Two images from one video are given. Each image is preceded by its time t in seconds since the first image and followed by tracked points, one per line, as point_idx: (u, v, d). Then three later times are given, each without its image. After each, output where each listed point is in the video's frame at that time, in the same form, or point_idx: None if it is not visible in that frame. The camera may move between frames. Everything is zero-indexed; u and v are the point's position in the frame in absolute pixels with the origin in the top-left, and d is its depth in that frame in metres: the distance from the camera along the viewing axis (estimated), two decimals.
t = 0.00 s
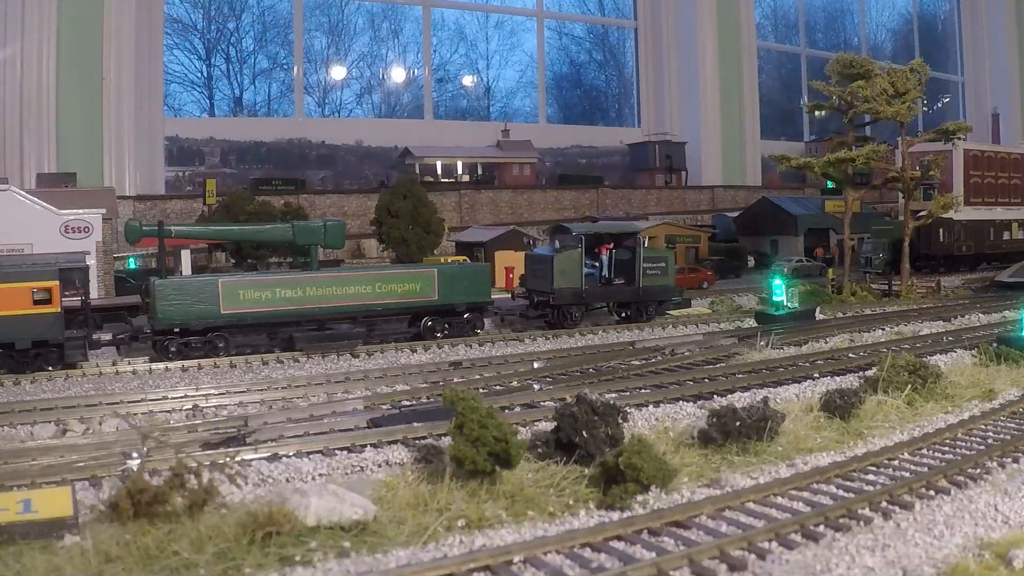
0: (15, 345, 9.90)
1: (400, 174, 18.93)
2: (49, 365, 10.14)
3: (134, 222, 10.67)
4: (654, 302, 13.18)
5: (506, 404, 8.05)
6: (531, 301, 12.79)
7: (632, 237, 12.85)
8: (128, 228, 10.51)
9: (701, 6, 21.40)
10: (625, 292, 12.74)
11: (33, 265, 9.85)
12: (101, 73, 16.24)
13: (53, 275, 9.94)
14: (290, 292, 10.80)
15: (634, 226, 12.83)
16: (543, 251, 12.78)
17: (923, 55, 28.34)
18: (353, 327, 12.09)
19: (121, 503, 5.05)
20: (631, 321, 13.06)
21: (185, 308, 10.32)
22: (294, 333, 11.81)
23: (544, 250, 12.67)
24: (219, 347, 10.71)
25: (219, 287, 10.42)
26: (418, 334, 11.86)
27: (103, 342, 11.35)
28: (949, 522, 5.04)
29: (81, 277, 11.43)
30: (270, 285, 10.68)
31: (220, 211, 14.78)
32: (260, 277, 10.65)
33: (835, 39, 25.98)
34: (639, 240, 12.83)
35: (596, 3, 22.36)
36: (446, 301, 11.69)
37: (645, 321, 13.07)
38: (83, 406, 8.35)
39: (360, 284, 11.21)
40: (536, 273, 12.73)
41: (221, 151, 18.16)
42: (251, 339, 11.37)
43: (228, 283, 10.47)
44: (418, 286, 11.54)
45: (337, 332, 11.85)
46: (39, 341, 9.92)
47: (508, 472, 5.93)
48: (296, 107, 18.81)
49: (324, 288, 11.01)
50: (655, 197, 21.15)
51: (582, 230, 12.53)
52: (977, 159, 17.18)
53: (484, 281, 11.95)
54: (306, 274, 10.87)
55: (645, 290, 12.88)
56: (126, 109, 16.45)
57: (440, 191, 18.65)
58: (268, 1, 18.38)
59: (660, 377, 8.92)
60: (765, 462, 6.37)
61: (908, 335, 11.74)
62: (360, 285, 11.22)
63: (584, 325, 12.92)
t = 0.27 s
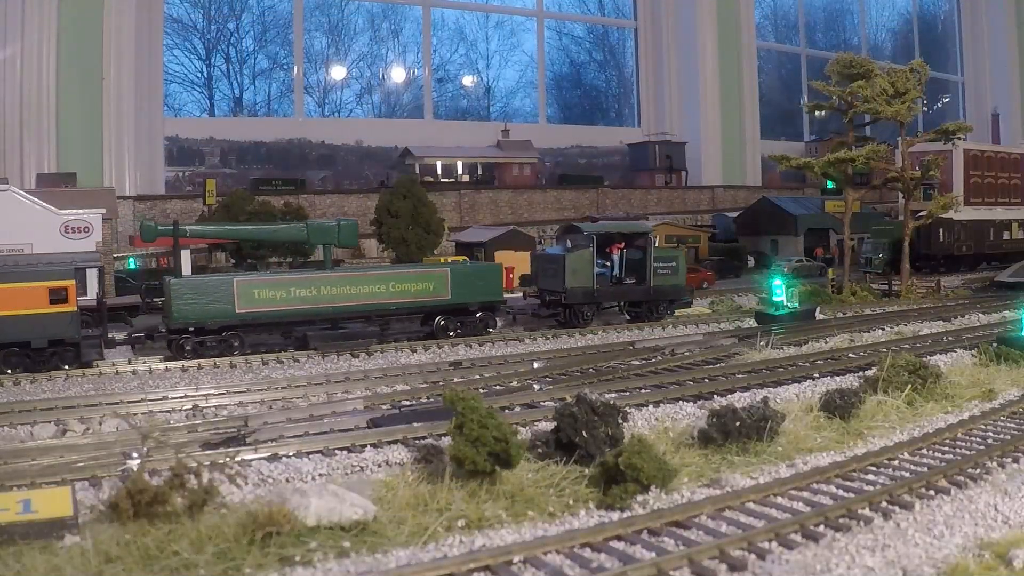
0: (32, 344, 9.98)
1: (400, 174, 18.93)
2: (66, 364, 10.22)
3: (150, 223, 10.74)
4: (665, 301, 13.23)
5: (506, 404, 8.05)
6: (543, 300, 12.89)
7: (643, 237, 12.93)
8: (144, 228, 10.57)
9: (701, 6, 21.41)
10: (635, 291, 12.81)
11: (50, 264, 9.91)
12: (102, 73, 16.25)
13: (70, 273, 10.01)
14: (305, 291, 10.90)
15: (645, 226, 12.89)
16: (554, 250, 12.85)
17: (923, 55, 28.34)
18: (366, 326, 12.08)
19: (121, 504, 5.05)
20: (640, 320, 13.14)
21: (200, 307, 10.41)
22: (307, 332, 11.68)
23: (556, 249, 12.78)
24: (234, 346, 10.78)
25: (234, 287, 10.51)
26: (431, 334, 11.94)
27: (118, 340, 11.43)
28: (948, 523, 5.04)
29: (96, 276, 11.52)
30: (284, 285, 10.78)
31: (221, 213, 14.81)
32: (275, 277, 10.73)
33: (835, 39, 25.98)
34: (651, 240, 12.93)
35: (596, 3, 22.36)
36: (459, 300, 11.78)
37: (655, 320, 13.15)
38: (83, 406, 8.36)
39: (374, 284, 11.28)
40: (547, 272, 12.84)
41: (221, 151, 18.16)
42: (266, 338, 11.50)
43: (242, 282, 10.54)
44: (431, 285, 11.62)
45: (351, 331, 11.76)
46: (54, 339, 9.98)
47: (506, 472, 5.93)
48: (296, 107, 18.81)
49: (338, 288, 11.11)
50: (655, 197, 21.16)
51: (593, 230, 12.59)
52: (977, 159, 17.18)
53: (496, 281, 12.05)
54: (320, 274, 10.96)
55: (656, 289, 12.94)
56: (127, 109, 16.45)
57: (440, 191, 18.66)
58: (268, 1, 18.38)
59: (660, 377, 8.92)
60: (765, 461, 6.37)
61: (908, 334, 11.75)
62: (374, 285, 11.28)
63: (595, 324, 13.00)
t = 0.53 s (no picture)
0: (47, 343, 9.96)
1: (400, 174, 18.93)
2: (81, 362, 10.18)
3: (164, 223, 10.80)
4: (675, 300, 13.32)
5: (506, 404, 8.05)
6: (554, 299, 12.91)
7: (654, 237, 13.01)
8: (158, 228, 10.63)
9: (701, 6, 21.41)
10: (646, 291, 12.87)
11: (65, 263, 9.88)
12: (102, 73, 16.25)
13: (85, 272, 9.95)
14: (319, 290, 10.97)
15: (656, 226, 12.97)
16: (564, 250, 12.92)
17: (923, 55, 28.34)
18: (380, 325, 11.85)
19: (122, 504, 5.05)
20: (649, 319, 13.25)
21: (215, 306, 10.45)
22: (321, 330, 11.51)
23: (567, 248, 12.77)
24: (248, 345, 10.79)
25: (249, 286, 10.57)
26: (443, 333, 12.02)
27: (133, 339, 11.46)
28: (948, 522, 5.04)
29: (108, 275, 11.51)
30: (299, 284, 10.87)
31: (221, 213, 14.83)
32: (290, 275, 10.83)
33: (835, 39, 25.98)
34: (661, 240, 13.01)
35: (596, 3, 22.36)
36: (471, 299, 11.88)
37: (664, 319, 13.24)
38: (83, 406, 8.35)
39: (387, 283, 11.35)
40: (558, 272, 12.87)
41: (221, 151, 18.17)
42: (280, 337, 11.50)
43: (257, 281, 10.61)
44: (444, 284, 11.72)
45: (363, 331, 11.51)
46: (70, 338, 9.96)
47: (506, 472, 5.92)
48: (296, 107, 18.82)
49: (352, 287, 11.18)
50: (655, 197, 21.16)
51: (604, 229, 12.69)
52: (977, 159, 17.19)
53: (506, 280, 12.14)
54: (334, 274, 11.05)
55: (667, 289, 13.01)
56: (127, 109, 16.46)
57: (440, 191, 18.67)
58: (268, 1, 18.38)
59: (660, 377, 8.92)
60: (765, 462, 6.37)
61: (908, 334, 11.75)
62: (387, 284, 11.36)
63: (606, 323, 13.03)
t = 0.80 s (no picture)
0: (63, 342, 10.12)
1: (400, 174, 18.93)
2: (97, 361, 10.31)
3: (178, 222, 10.96)
4: (685, 300, 13.38)
5: (506, 404, 8.05)
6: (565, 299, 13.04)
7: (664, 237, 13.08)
8: (172, 227, 10.82)
9: (701, 6, 21.41)
10: (656, 290, 12.91)
11: (81, 263, 10.13)
12: (101, 73, 16.25)
13: (101, 272, 10.21)
14: (333, 289, 11.10)
15: (665, 225, 13.06)
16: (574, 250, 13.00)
17: (923, 55, 28.35)
18: (393, 323, 11.52)
19: (121, 504, 5.05)
20: (661, 318, 13.27)
21: (229, 305, 10.55)
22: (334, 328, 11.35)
23: (577, 248, 12.90)
24: (263, 345, 10.89)
25: (263, 285, 10.68)
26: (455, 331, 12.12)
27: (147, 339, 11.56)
28: (948, 523, 5.04)
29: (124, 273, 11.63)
30: (312, 283, 10.98)
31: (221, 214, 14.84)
32: (304, 275, 10.93)
33: (835, 39, 25.99)
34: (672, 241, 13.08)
35: (596, 3, 22.35)
36: (483, 298, 11.99)
37: (675, 319, 13.23)
38: (83, 406, 8.35)
39: (401, 281, 11.48)
40: (569, 272, 13.02)
41: (221, 151, 18.16)
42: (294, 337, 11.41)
43: (271, 280, 10.73)
44: (456, 284, 11.82)
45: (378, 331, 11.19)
46: (85, 336, 10.11)
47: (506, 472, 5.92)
48: (296, 107, 18.81)
49: (365, 286, 11.29)
50: (655, 197, 21.18)
51: (613, 229, 12.80)
52: (977, 159, 17.19)
53: (518, 280, 12.25)
54: (348, 273, 11.18)
55: (677, 288, 13.06)
56: (126, 109, 16.45)
57: (440, 191, 18.67)
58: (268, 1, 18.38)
59: (660, 377, 8.92)
60: (766, 462, 6.37)
61: (908, 334, 11.75)
62: (401, 283, 11.49)
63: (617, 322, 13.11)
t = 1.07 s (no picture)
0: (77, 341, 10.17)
1: (400, 174, 18.93)
2: (110, 361, 10.36)
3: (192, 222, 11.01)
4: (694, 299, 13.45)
5: (506, 404, 8.05)
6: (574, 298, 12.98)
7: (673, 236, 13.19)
8: (187, 227, 10.90)
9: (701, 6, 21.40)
10: (666, 289, 12.98)
11: (95, 262, 10.14)
12: (101, 73, 16.25)
13: (114, 271, 10.24)
14: (346, 289, 11.16)
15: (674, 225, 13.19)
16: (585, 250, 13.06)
17: (923, 55, 28.35)
18: (404, 322, 11.64)
19: (121, 504, 5.05)
20: (671, 317, 13.32)
21: (243, 304, 10.60)
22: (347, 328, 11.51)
23: (587, 247, 12.83)
24: (275, 344, 10.96)
25: (276, 284, 10.73)
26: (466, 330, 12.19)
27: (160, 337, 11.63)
28: (949, 523, 5.04)
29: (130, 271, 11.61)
30: (325, 282, 11.04)
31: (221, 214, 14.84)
32: (318, 274, 11.02)
33: (835, 39, 25.99)
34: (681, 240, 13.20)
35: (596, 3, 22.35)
36: (494, 298, 12.09)
37: (684, 318, 13.29)
38: (83, 406, 8.35)
39: (413, 281, 11.55)
40: (578, 272, 12.90)
41: (221, 151, 18.17)
42: (307, 337, 11.61)
43: (285, 280, 10.79)
44: (468, 283, 11.89)
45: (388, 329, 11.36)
46: (99, 335, 10.17)
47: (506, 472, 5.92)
48: (296, 107, 18.81)
49: (377, 285, 11.36)
50: (655, 197, 21.20)
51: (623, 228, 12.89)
52: (977, 159, 17.20)
53: (529, 280, 12.36)
54: (362, 272, 11.26)
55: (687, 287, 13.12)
56: (126, 109, 16.46)
57: (440, 192, 18.67)
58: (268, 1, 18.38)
59: (660, 377, 8.92)
60: (766, 462, 6.37)
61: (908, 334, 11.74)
62: (414, 282, 11.56)
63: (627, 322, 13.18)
